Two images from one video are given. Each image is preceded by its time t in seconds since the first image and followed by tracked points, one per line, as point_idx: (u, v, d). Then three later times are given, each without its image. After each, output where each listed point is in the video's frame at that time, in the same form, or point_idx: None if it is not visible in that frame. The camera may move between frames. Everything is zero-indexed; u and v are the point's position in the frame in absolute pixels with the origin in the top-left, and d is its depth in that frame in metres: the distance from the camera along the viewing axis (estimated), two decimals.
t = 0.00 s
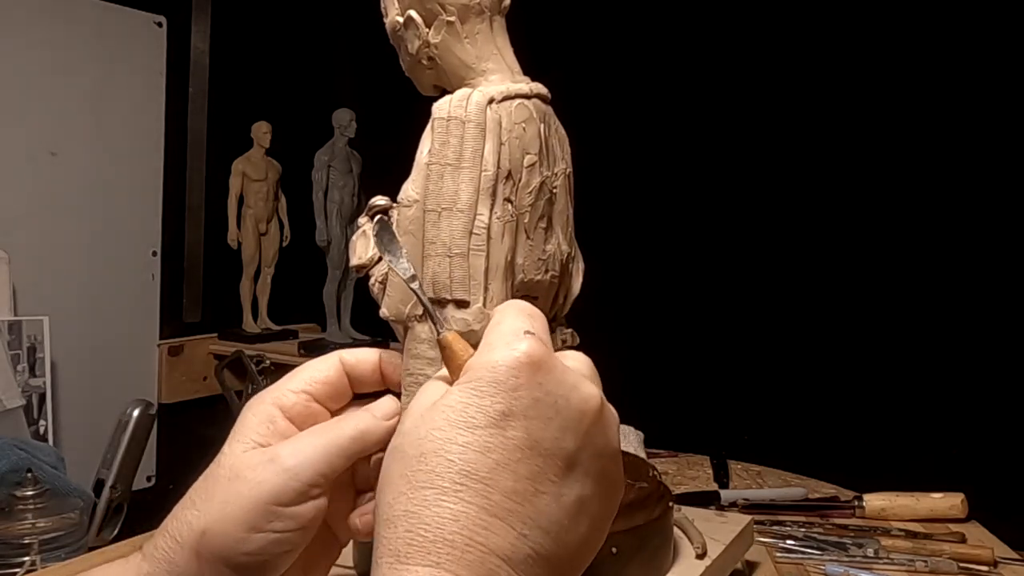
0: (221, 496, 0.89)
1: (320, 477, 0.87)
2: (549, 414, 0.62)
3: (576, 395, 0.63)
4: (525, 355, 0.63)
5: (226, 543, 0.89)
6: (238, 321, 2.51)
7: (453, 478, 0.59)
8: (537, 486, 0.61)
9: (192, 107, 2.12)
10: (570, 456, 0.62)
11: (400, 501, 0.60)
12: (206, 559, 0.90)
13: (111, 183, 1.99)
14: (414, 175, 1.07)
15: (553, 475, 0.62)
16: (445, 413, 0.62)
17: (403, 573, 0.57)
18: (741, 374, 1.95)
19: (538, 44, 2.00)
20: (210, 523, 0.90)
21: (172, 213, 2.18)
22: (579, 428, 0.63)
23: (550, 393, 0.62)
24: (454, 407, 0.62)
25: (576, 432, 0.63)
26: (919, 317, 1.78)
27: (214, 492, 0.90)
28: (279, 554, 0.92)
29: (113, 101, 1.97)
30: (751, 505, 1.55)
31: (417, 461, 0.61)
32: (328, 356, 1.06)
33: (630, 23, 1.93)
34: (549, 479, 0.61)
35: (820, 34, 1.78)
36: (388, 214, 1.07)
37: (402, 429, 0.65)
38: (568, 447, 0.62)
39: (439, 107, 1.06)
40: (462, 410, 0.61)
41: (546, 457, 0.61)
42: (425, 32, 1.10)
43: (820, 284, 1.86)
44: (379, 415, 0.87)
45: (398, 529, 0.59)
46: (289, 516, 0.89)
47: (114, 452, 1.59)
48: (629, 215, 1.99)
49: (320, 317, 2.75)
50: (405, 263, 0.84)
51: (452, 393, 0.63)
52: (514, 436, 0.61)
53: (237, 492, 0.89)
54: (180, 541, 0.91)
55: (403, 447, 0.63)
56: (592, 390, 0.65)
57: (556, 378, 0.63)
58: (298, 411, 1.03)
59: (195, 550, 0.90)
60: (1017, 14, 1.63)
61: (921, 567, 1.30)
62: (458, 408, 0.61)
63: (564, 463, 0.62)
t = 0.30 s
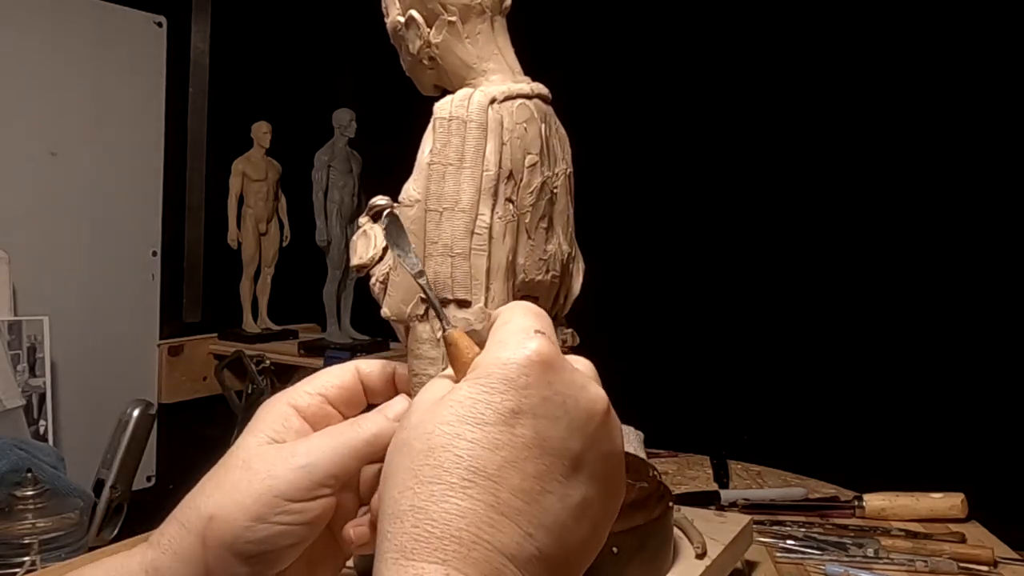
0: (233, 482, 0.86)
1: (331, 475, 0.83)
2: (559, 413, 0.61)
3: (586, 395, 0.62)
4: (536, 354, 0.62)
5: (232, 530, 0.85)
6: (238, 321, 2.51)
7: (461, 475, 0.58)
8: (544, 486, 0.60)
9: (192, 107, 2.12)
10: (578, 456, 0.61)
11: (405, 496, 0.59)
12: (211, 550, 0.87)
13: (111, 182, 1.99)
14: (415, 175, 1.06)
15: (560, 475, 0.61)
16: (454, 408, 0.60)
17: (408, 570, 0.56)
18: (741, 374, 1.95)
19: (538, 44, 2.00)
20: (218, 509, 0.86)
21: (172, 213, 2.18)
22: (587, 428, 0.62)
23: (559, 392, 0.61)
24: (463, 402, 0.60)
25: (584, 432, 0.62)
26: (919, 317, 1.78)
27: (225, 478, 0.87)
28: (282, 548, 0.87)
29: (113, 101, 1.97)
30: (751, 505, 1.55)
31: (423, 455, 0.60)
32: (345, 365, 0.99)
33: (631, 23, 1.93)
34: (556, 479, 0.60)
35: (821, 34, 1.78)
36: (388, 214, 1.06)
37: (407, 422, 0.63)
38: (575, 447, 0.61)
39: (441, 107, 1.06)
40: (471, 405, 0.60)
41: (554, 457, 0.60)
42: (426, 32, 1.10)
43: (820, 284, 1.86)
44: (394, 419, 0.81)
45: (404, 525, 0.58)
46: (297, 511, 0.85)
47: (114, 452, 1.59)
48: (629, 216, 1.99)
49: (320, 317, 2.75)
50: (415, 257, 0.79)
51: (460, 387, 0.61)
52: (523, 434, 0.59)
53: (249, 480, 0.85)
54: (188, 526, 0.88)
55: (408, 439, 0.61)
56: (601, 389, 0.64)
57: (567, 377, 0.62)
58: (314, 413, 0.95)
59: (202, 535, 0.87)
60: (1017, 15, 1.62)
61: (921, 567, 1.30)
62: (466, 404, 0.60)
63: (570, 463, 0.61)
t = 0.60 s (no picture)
0: (235, 485, 0.86)
1: (333, 478, 0.82)
2: (569, 428, 0.61)
3: (595, 409, 0.63)
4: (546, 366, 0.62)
5: (235, 534, 0.85)
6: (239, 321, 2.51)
7: (471, 488, 0.58)
8: (552, 502, 0.60)
9: (193, 108, 2.12)
10: (587, 471, 0.62)
11: (415, 508, 0.59)
12: (213, 552, 0.87)
13: (111, 182, 1.99)
14: (414, 175, 1.06)
15: (569, 490, 0.61)
16: (464, 420, 0.61)
17: None
18: (741, 374, 1.95)
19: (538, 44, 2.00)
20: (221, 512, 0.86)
21: (172, 213, 2.18)
22: (596, 443, 0.63)
23: (570, 407, 0.61)
24: (474, 415, 0.61)
25: (593, 447, 0.62)
26: (919, 317, 1.78)
27: (228, 481, 0.86)
28: (285, 551, 0.87)
29: (113, 101, 1.97)
30: (751, 505, 1.55)
31: (434, 467, 0.60)
32: (345, 368, 1.00)
33: (630, 22, 1.93)
34: (565, 495, 0.61)
35: (822, 34, 1.78)
36: (388, 215, 1.09)
37: (417, 433, 0.64)
38: (584, 462, 0.62)
39: (440, 107, 1.06)
40: (482, 418, 0.60)
41: (563, 471, 0.61)
42: (425, 32, 1.10)
43: (819, 284, 1.86)
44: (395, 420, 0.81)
45: (414, 537, 0.58)
46: (299, 515, 0.84)
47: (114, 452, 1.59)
48: (629, 216, 1.99)
49: (320, 317, 2.75)
50: (425, 267, 0.85)
51: (470, 399, 0.62)
52: (533, 448, 0.60)
53: (252, 482, 0.85)
54: (191, 530, 0.88)
55: (418, 452, 0.62)
56: (610, 404, 0.64)
57: (577, 391, 0.62)
58: (314, 414, 0.96)
59: (205, 539, 0.87)
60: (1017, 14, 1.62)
61: (921, 567, 1.30)
62: (477, 416, 0.60)
63: (579, 478, 0.61)
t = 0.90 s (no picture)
0: (223, 493, 0.83)
1: (322, 476, 0.81)
2: (588, 474, 0.62)
3: (616, 457, 0.63)
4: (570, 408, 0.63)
5: (229, 541, 0.83)
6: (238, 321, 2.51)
7: (486, 529, 0.59)
8: (565, 548, 0.61)
9: (193, 107, 2.21)
10: (601, 519, 0.63)
11: (427, 544, 0.60)
12: (208, 561, 0.85)
13: (111, 183, 1.99)
14: (413, 175, 1.06)
15: (582, 536, 0.62)
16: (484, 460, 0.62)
17: None
18: (741, 374, 1.95)
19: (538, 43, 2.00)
20: (212, 520, 0.83)
21: (172, 213, 2.19)
22: (613, 492, 0.63)
23: (591, 451, 0.62)
24: (493, 454, 0.62)
25: (609, 495, 0.63)
26: (919, 317, 1.78)
27: (214, 489, 0.84)
28: (280, 551, 0.86)
29: (114, 101, 1.97)
30: (751, 505, 1.55)
31: (450, 504, 0.61)
32: (309, 360, 0.99)
33: (631, 22, 1.93)
34: (577, 541, 0.62)
35: (822, 34, 1.78)
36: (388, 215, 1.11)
37: (434, 467, 0.65)
38: (600, 510, 0.63)
39: (439, 107, 1.06)
40: (501, 458, 0.61)
41: (578, 517, 0.62)
42: (425, 32, 1.10)
43: (819, 284, 1.86)
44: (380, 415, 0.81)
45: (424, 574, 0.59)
46: (291, 516, 0.83)
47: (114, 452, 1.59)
48: (630, 216, 1.99)
49: (320, 317, 2.75)
50: (452, 291, 0.86)
51: (490, 437, 0.63)
52: (550, 493, 0.61)
53: (240, 489, 0.83)
54: (179, 540, 0.85)
55: (435, 486, 0.63)
56: (632, 452, 0.65)
57: (600, 436, 0.62)
58: (281, 411, 0.94)
59: (197, 550, 0.84)
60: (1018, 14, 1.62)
61: (921, 567, 1.30)
62: (496, 455, 0.62)
63: (593, 526, 0.63)
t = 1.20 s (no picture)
0: (234, 492, 0.83)
1: (330, 472, 0.81)
2: (574, 436, 0.61)
3: (601, 420, 0.63)
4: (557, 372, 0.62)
5: (240, 540, 0.83)
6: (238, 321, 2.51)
7: (473, 489, 0.58)
8: (551, 508, 0.60)
9: (193, 107, 2.21)
10: (585, 481, 0.62)
11: (415, 504, 0.59)
12: (219, 561, 0.84)
13: (110, 183, 1.99)
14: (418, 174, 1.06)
15: (568, 498, 0.61)
16: (471, 421, 0.60)
17: None
18: (741, 374, 1.96)
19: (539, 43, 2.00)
20: (222, 519, 0.83)
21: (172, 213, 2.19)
22: (599, 455, 0.63)
23: (577, 415, 0.61)
24: (480, 415, 0.60)
25: (594, 458, 0.62)
26: (919, 317, 1.78)
27: (224, 487, 0.84)
28: (290, 549, 0.86)
29: (114, 101, 1.97)
30: (751, 505, 1.55)
31: (437, 464, 0.60)
32: (314, 364, 0.97)
33: (631, 22, 1.93)
34: (563, 502, 0.61)
35: (824, 34, 1.78)
36: (389, 214, 1.10)
37: (420, 428, 0.63)
38: (585, 473, 0.62)
39: (444, 107, 1.06)
40: (488, 419, 0.60)
41: (563, 478, 0.61)
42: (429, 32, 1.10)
43: (819, 284, 1.86)
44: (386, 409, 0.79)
45: (413, 533, 0.58)
46: (300, 512, 0.83)
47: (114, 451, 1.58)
48: (630, 215, 1.99)
49: (320, 318, 2.75)
50: (442, 260, 0.80)
51: (478, 399, 0.61)
52: (536, 454, 0.60)
53: (251, 487, 0.83)
54: (190, 541, 0.85)
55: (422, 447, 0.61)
56: (616, 417, 0.64)
57: (586, 399, 0.62)
58: (287, 411, 0.93)
59: (209, 550, 0.84)
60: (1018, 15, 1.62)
61: (921, 567, 1.30)
62: (483, 416, 0.60)
63: (579, 488, 0.62)
